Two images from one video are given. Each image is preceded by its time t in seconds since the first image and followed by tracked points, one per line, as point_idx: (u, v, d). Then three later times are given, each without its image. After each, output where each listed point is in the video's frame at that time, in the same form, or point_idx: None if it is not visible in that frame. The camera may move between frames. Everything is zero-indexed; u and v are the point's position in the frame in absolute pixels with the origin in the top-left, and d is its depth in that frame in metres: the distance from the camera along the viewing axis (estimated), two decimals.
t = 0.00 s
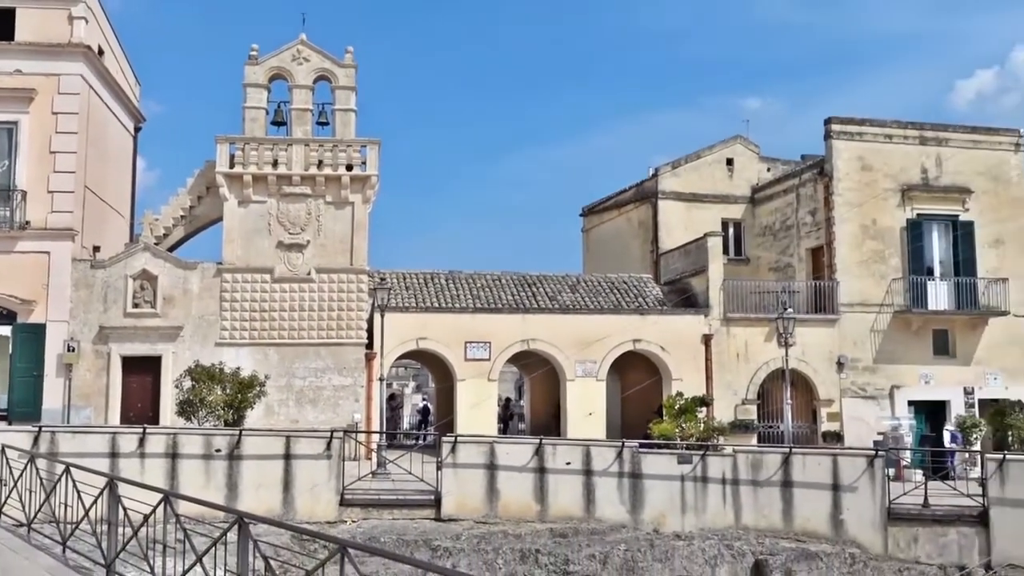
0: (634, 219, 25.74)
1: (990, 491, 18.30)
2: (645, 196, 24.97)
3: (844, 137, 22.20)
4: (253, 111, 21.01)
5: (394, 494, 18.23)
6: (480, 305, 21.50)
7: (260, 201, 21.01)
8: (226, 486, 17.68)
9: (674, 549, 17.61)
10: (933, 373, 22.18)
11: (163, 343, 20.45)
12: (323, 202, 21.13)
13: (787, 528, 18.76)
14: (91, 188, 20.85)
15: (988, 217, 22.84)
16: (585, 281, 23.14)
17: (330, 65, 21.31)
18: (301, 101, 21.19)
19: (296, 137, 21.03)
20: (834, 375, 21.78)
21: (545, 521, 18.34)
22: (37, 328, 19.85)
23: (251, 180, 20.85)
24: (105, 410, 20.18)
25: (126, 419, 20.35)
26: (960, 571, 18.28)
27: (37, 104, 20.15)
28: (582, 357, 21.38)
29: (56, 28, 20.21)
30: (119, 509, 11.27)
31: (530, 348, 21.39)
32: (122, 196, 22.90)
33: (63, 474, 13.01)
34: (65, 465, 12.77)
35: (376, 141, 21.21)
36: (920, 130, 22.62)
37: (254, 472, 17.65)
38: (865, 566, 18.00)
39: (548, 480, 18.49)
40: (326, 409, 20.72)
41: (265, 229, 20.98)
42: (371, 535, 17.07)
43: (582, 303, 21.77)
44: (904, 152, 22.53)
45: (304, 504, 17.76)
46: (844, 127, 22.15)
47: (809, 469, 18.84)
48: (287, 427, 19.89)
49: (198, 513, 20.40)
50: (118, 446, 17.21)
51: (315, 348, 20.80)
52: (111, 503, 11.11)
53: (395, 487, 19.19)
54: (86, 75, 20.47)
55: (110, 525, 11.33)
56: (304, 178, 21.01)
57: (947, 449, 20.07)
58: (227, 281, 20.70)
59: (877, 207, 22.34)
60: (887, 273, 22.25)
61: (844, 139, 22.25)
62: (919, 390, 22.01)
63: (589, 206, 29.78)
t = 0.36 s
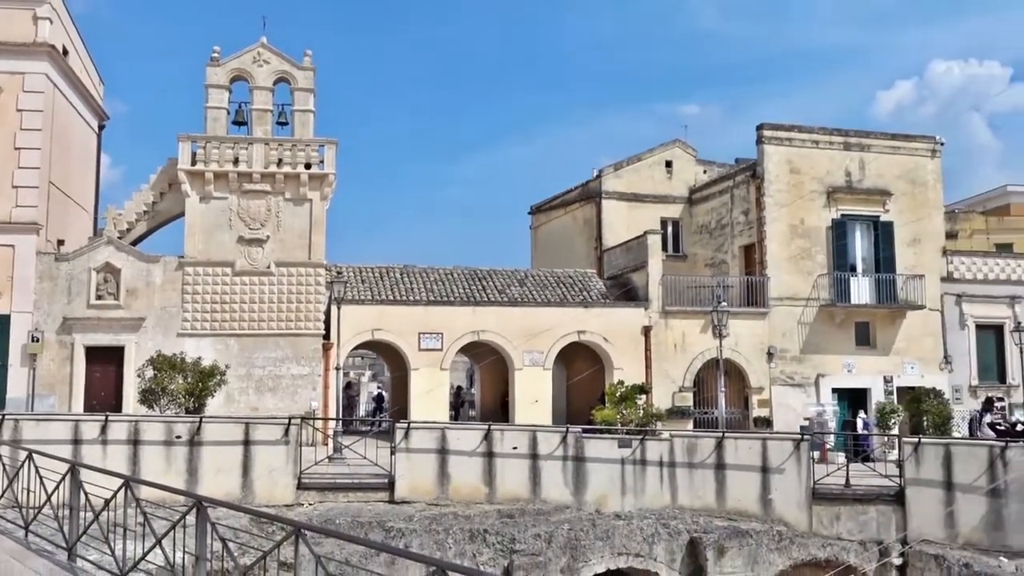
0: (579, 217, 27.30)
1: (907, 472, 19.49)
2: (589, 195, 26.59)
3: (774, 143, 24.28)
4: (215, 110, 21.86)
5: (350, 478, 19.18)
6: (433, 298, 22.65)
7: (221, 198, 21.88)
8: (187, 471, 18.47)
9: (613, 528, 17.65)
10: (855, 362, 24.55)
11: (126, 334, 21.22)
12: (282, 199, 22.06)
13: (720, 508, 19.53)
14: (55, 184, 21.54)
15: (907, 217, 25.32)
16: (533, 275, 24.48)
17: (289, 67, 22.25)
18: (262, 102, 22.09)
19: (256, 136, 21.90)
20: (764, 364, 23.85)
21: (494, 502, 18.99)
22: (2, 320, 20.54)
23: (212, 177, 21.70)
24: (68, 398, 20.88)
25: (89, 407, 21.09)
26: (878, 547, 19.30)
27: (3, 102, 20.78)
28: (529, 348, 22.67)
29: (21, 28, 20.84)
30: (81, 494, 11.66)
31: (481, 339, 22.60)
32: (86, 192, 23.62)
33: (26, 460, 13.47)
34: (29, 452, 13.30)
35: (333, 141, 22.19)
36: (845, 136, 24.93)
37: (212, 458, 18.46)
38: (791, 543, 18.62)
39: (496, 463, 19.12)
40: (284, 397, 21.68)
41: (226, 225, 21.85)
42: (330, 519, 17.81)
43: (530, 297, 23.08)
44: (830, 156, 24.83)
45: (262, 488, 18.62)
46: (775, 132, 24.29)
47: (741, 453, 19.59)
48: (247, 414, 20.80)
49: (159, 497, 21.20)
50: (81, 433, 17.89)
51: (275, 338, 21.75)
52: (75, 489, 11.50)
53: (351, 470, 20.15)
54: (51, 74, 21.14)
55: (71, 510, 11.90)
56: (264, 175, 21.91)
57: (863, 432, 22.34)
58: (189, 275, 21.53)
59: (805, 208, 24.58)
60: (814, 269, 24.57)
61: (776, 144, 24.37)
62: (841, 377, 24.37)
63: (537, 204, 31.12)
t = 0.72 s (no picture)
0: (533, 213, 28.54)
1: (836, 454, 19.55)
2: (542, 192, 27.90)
3: (717, 145, 25.91)
4: (179, 108, 22.55)
5: (310, 464, 19.48)
6: (392, 291, 23.68)
7: (186, 192, 22.57)
8: (152, 457, 18.80)
9: (564, 508, 17.44)
10: (790, 351, 26.35)
11: (92, 324, 21.86)
12: (246, 194, 22.83)
13: (664, 490, 19.64)
14: (22, 178, 22.08)
15: (839, 216, 27.30)
16: (487, 269, 25.68)
17: (253, 67, 23.02)
18: (226, 100, 22.83)
19: (220, 133, 22.66)
20: (706, 354, 25.48)
21: (450, 485, 19.25)
22: None
23: (177, 173, 22.37)
24: (35, 387, 21.48)
25: (55, 395, 21.70)
26: (811, 525, 19.39)
27: None
28: (483, 338, 23.86)
29: None
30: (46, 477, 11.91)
31: (437, 330, 23.72)
32: (52, 186, 24.18)
33: None
34: None
35: (296, 138, 23.03)
36: (781, 139, 26.70)
37: (176, 444, 18.65)
38: (732, 521, 18.42)
39: (452, 448, 19.41)
40: (248, 385, 22.48)
41: (190, 219, 22.56)
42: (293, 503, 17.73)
43: (485, 289, 24.25)
44: (768, 158, 26.56)
45: (226, 474, 19.10)
46: (716, 135, 25.89)
47: (683, 437, 19.74)
48: (211, 401, 21.57)
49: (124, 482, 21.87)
50: (47, 420, 18.31)
51: (238, 329, 22.54)
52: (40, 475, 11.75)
53: (313, 455, 20.94)
54: (18, 70, 21.64)
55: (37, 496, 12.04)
56: (228, 171, 22.66)
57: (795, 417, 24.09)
58: (154, 267, 22.22)
59: (745, 207, 26.28)
60: (752, 264, 26.27)
61: (717, 145, 25.97)
62: (777, 366, 26.12)
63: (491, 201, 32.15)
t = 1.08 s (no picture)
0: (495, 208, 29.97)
1: (779, 437, 19.74)
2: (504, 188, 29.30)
3: (668, 144, 27.17)
4: (149, 103, 23.07)
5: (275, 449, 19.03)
6: (358, 282, 24.63)
7: (156, 185, 23.12)
8: (121, 444, 18.10)
9: (522, 490, 17.75)
10: (737, 341, 27.78)
11: (62, 314, 22.36)
12: (214, 187, 23.43)
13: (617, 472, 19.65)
14: None
15: (783, 212, 28.73)
16: (449, 262, 26.86)
17: (222, 64, 23.60)
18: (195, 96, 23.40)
19: (189, 128, 23.23)
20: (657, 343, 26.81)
21: (412, 470, 19.02)
22: None
23: (147, 166, 22.90)
24: (5, 374, 21.95)
25: (25, 383, 22.19)
26: (755, 504, 19.67)
27: None
28: (445, 327, 24.98)
29: None
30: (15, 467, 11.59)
31: (402, 320, 24.75)
32: (22, 178, 24.62)
33: None
34: None
35: (264, 134, 23.68)
36: (729, 140, 28.03)
37: (146, 431, 18.08)
38: (680, 502, 18.90)
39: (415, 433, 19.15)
40: (216, 372, 23.09)
41: (160, 212, 23.11)
42: (261, 488, 16.88)
43: (447, 281, 25.37)
44: (717, 157, 27.90)
45: (194, 460, 18.45)
46: (668, 135, 27.14)
47: (636, 421, 19.83)
48: (180, 388, 22.14)
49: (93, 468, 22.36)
50: (15, 407, 17.52)
51: (207, 319, 23.17)
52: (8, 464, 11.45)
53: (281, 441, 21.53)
54: None
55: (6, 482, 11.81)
56: (197, 165, 23.23)
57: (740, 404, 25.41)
58: (124, 258, 22.76)
59: (695, 203, 27.61)
60: (701, 258, 27.63)
61: (669, 145, 27.22)
62: (725, 354, 27.54)
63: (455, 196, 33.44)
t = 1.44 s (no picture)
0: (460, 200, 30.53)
1: (738, 424, 20.33)
2: (469, 180, 29.87)
3: (631, 138, 27.71)
4: (115, 92, 23.08)
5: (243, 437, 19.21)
6: (325, 272, 24.97)
7: (122, 175, 23.13)
8: (87, 433, 17.85)
9: (487, 476, 18.20)
10: (697, 331, 28.50)
11: (27, 303, 22.33)
12: (181, 177, 23.49)
13: (580, 459, 20.13)
14: None
15: (741, 205, 29.46)
16: (415, 253, 27.34)
17: (188, 54, 23.67)
18: (161, 85, 23.44)
19: (156, 118, 23.27)
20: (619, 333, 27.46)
21: (379, 457, 19.30)
22: None
23: (113, 156, 22.90)
24: None
25: None
26: (713, 489, 20.29)
27: None
28: (412, 317, 25.46)
29: None
30: None
31: (368, 310, 25.16)
32: None
33: None
34: None
35: (231, 124, 23.79)
36: (691, 134, 28.64)
37: (113, 420, 17.94)
38: (641, 487, 19.39)
39: (382, 422, 19.42)
40: (183, 361, 23.21)
41: (126, 201, 23.14)
42: (226, 475, 17.08)
43: (413, 272, 25.82)
44: (678, 151, 28.53)
45: (161, 450, 18.36)
46: (631, 129, 27.70)
47: (598, 409, 20.25)
48: (147, 377, 22.22)
49: (58, 457, 22.36)
50: None
51: (174, 308, 23.28)
52: None
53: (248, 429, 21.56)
54: None
55: None
56: (164, 155, 23.26)
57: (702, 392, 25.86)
58: (90, 248, 22.79)
59: (657, 196, 28.23)
60: (662, 250, 28.26)
61: (631, 139, 27.77)
62: (685, 344, 28.28)
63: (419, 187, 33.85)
